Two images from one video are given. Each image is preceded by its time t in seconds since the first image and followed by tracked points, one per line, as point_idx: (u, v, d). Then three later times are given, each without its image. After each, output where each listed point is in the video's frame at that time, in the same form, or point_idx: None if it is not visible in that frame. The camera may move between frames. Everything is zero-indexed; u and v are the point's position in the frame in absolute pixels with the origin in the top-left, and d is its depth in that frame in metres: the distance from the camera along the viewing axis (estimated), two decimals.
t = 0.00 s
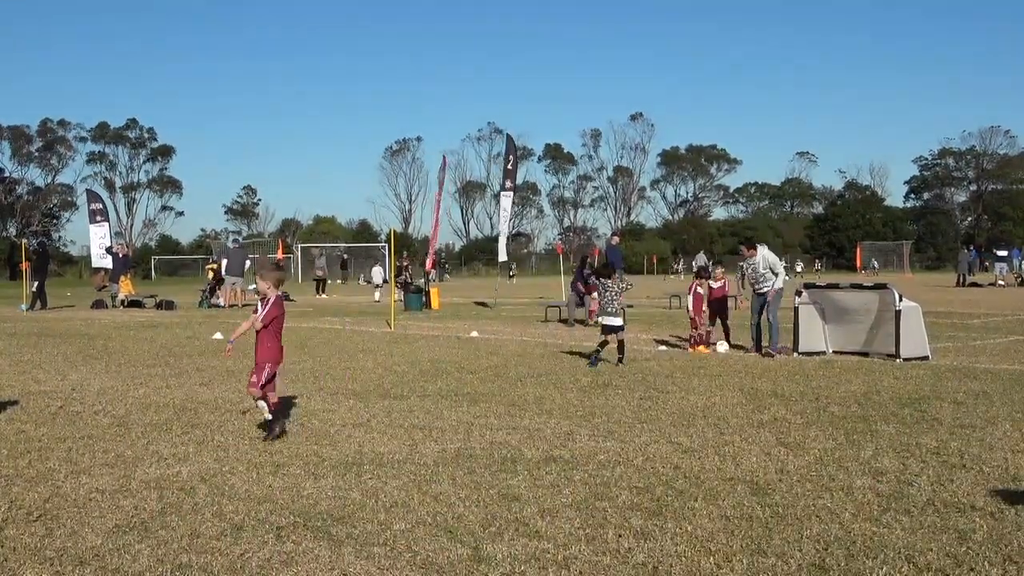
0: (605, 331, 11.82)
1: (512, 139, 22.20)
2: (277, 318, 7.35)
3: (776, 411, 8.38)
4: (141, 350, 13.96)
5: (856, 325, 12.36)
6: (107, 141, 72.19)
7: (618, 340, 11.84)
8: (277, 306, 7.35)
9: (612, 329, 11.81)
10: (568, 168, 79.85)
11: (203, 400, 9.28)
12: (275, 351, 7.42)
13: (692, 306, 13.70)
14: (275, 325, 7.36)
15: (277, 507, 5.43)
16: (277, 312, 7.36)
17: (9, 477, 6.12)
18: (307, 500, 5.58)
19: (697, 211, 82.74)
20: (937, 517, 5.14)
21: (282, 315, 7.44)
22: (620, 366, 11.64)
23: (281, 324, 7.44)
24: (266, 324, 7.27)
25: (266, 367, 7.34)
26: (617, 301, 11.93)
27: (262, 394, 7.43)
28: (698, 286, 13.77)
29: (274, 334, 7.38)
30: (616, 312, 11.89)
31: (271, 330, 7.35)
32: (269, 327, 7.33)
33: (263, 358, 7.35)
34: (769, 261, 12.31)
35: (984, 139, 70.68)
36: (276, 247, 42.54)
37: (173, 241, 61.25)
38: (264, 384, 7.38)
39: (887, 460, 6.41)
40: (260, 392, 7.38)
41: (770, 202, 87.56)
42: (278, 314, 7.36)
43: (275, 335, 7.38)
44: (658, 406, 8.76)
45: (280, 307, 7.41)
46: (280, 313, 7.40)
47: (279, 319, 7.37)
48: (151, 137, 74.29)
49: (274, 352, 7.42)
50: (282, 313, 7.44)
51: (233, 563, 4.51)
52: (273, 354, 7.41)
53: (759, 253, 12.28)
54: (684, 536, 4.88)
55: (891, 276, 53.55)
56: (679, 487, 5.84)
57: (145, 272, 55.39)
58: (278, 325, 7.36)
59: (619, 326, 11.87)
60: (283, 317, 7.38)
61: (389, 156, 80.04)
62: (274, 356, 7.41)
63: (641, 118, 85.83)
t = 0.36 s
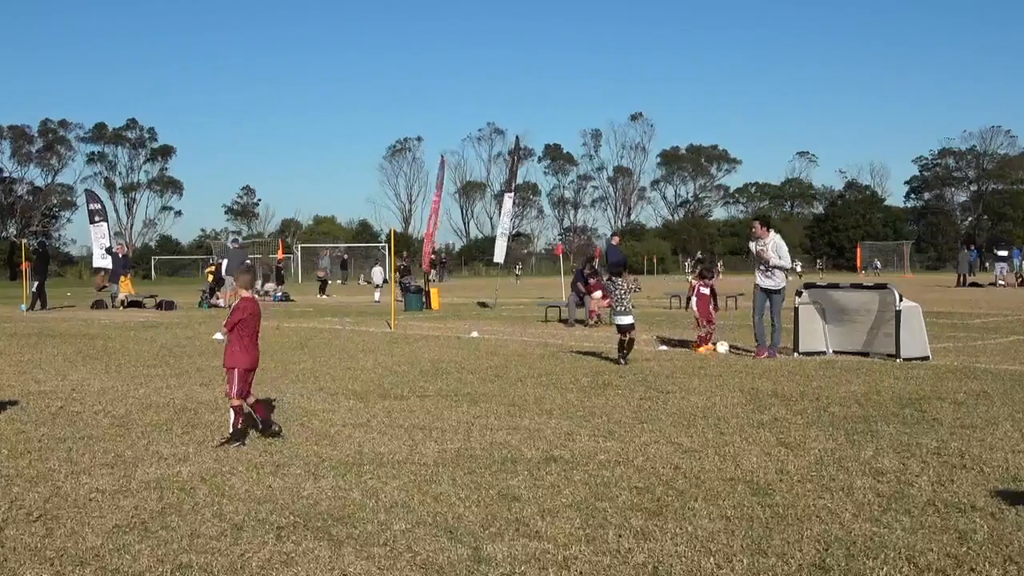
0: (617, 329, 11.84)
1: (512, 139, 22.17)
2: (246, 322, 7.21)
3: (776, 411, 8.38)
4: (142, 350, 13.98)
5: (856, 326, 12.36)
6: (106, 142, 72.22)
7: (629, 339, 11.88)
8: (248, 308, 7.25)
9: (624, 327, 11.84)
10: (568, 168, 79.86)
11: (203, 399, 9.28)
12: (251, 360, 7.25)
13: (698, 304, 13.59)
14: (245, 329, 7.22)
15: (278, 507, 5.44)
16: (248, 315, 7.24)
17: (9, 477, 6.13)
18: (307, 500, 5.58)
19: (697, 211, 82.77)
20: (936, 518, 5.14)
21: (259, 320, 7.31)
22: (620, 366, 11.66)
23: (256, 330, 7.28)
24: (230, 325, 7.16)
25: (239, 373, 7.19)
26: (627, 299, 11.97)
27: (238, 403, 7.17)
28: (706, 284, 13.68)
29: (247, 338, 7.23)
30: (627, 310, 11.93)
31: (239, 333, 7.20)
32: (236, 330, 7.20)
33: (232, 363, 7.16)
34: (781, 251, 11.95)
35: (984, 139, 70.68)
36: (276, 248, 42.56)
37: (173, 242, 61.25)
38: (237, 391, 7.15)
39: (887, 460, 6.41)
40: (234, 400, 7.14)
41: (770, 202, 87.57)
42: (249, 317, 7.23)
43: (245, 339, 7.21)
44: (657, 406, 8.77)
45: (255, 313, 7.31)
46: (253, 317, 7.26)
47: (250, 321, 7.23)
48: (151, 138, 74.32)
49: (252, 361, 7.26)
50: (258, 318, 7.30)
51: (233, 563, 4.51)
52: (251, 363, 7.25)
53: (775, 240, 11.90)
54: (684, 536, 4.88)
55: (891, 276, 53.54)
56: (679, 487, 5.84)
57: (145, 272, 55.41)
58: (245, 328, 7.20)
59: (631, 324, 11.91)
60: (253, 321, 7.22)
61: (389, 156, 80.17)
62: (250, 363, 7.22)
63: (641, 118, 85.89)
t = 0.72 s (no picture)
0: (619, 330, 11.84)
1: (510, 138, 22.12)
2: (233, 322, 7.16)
3: (776, 411, 8.38)
4: (141, 349, 13.98)
5: (856, 326, 12.37)
6: (106, 142, 72.23)
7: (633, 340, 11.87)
8: (235, 309, 7.21)
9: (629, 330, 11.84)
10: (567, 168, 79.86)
11: (203, 399, 9.28)
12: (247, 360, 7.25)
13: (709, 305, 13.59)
14: (234, 329, 7.19)
15: (277, 507, 5.43)
16: (236, 316, 7.20)
17: (9, 477, 6.12)
18: (307, 500, 5.58)
19: (697, 211, 82.76)
20: (936, 517, 5.14)
21: (250, 319, 7.25)
22: (621, 367, 11.66)
23: (248, 329, 7.24)
24: (218, 328, 7.16)
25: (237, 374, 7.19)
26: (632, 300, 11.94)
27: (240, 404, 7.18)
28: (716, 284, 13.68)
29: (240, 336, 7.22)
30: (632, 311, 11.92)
31: (229, 335, 7.17)
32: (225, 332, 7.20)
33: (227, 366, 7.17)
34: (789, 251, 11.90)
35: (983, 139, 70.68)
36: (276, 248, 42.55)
37: (173, 242, 61.24)
38: (235, 392, 7.15)
39: (887, 460, 6.41)
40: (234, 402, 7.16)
41: (770, 202, 87.57)
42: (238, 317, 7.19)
43: (236, 340, 7.20)
44: (657, 406, 8.77)
45: (245, 312, 7.26)
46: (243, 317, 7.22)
47: (239, 321, 7.18)
48: (151, 137, 74.32)
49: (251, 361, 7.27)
50: (247, 317, 7.24)
51: (233, 563, 4.51)
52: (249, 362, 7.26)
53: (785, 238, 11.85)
54: (684, 536, 4.88)
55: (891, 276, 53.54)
56: (679, 487, 5.84)
57: (144, 272, 55.42)
58: (234, 329, 7.16)
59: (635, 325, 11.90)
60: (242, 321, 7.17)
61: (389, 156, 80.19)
62: (245, 363, 7.21)
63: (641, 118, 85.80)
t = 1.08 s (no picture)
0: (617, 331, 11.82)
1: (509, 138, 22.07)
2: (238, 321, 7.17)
3: (776, 411, 8.37)
4: (141, 349, 13.94)
5: (855, 326, 12.35)
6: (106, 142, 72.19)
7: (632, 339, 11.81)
8: (239, 309, 7.21)
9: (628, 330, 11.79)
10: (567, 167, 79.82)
11: (202, 399, 9.26)
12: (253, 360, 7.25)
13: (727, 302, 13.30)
14: (237, 330, 7.18)
15: (277, 507, 5.42)
16: (242, 315, 7.21)
17: (8, 477, 6.11)
18: (306, 500, 5.57)
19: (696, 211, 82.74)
20: (936, 517, 5.14)
21: (256, 318, 7.24)
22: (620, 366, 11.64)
23: (253, 330, 7.21)
24: (222, 328, 7.18)
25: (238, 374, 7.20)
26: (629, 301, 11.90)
27: (240, 404, 7.15)
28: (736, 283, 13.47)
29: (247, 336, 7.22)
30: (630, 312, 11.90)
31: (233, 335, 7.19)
32: (231, 332, 7.20)
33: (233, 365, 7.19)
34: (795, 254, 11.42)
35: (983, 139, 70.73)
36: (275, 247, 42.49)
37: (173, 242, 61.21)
38: (236, 392, 7.15)
39: (887, 460, 6.41)
40: (236, 402, 7.14)
41: (770, 202, 87.57)
42: (243, 316, 7.20)
43: (241, 340, 7.18)
44: (657, 406, 8.75)
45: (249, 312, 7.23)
46: (250, 317, 7.22)
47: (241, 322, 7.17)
48: (150, 137, 74.29)
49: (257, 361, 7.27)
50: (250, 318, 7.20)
51: (233, 563, 4.50)
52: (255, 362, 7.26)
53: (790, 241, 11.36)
54: (684, 536, 4.87)
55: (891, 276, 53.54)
56: (680, 487, 5.84)
57: (144, 271, 55.41)
58: (238, 328, 7.16)
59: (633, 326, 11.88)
60: (247, 320, 7.16)
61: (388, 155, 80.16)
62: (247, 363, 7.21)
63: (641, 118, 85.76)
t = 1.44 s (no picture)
0: (604, 334, 11.68)
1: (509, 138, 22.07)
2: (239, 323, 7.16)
3: (776, 411, 8.37)
4: (141, 350, 13.94)
5: (855, 326, 12.36)
6: (105, 142, 72.21)
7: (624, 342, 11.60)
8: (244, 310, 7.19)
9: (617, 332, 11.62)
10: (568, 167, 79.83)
11: (203, 399, 9.27)
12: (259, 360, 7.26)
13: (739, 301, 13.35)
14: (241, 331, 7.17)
15: (278, 507, 5.43)
16: (244, 315, 7.18)
17: (9, 477, 6.12)
18: (307, 500, 5.57)
19: (697, 211, 82.75)
20: (936, 517, 5.14)
21: (260, 318, 7.20)
22: (621, 366, 11.64)
23: (257, 331, 7.19)
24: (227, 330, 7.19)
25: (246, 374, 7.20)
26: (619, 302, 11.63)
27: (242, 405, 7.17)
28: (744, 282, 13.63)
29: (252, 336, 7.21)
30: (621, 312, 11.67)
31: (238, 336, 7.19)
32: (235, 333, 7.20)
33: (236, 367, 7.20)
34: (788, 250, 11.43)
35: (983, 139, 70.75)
36: (276, 247, 42.50)
37: (173, 242, 61.21)
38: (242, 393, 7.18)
39: (887, 460, 6.41)
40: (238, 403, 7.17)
41: (770, 202, 87.59)
42: (245, 317, 7.17)
43: (245, 341, 7.18)
44: (657, 406, 8.75)
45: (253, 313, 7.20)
46: (253, 317, 7.18)
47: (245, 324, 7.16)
48: (150, 137, 74.29)
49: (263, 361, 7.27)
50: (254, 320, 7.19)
51: (233, 563, 4.51)
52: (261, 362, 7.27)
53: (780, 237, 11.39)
54: (684, 536, 4.88)
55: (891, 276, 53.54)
56: (680, 487, 5.84)
57: (145, 271, 55.41)
58: (241, 331, 7.16)
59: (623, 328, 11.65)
60: (248, 322, 7.14)
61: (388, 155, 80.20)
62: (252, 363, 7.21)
63: (641, 118, 85.77)
